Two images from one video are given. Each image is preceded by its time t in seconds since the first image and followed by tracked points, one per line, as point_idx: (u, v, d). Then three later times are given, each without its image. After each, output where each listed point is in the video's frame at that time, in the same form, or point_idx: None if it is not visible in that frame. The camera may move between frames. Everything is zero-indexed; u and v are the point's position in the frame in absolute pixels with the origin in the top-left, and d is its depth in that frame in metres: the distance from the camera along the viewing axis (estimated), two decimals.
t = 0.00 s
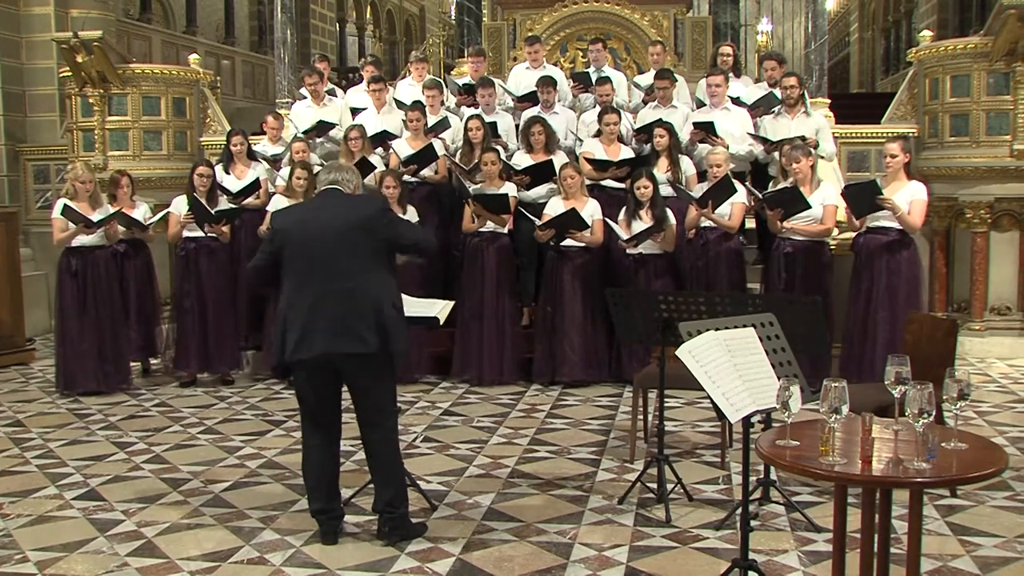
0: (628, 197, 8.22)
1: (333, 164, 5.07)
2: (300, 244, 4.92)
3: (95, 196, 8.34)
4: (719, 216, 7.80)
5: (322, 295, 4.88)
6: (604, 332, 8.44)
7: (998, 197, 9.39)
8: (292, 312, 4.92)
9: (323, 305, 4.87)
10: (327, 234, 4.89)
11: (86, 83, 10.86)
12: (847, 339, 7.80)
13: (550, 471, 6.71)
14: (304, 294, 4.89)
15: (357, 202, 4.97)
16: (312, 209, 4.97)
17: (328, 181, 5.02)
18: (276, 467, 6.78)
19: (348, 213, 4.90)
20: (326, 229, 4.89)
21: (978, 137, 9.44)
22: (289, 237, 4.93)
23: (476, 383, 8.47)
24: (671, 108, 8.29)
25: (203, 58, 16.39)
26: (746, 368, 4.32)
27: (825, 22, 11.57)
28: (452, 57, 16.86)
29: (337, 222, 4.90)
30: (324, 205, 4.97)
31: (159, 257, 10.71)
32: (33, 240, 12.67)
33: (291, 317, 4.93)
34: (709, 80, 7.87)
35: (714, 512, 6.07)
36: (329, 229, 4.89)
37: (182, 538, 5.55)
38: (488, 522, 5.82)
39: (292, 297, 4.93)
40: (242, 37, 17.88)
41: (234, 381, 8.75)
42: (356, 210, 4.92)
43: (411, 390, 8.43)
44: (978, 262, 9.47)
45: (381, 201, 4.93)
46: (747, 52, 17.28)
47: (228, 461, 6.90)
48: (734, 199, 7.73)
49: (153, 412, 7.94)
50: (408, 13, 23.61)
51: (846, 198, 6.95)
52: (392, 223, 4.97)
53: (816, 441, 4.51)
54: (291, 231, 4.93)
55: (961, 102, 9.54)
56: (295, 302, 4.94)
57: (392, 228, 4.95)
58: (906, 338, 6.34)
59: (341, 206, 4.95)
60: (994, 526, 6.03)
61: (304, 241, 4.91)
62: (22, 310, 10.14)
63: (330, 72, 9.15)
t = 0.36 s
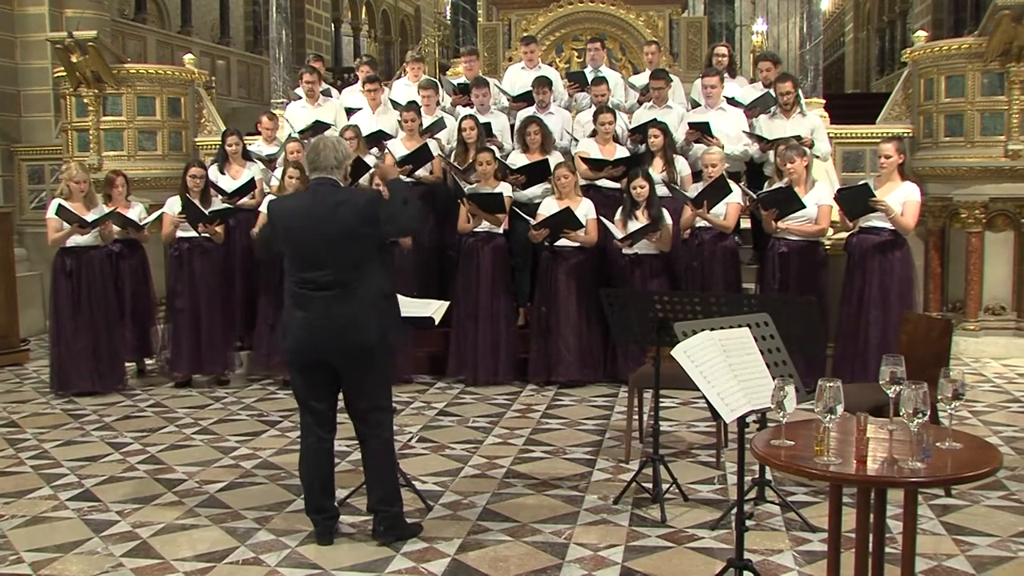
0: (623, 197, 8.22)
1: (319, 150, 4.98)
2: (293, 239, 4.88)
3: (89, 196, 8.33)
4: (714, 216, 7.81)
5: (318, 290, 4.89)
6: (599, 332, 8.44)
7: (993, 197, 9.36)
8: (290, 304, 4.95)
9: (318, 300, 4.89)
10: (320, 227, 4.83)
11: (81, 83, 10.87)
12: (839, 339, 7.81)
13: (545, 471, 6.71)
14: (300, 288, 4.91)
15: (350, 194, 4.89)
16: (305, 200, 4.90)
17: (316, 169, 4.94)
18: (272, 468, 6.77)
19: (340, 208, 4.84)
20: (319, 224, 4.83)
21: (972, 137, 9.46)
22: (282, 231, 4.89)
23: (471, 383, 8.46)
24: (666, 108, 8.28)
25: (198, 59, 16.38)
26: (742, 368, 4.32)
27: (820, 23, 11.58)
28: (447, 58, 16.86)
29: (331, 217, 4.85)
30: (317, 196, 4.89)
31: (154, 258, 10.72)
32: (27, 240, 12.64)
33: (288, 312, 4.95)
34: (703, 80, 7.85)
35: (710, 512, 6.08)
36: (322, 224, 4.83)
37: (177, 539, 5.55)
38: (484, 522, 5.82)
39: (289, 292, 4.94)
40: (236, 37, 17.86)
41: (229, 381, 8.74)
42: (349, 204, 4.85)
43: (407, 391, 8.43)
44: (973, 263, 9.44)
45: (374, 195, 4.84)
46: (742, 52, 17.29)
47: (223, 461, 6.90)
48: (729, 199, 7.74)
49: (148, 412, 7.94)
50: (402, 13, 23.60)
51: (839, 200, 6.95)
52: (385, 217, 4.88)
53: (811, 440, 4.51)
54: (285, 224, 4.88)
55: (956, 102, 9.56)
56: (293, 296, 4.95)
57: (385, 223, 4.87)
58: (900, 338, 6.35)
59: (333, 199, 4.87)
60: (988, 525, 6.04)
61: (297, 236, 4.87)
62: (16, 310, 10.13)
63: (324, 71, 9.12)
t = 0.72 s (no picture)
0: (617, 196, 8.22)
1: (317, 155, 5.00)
2: (287, 236, 4.88)
3: (82, 196, 8.30)
4: (708, 216, 7.81)
5: (312, 287, 4.88)
6: (593, 331, 8.43)
7: (985, 197, 9.40)
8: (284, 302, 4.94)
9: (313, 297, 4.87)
10: (314, 224, 4.83)
11: (73, 83, 10.83)
12: (834, 339, 7.83)
13: (539, 471, 6.72)
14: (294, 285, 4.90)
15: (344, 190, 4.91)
16: (299, 198, 4.92)
17: (314, 170, 4.96)
18: (265, 468, 6.77)
19: (335, 204, 4.85)
20: (313, 220, 4.83)
21: (965, 137, 9.46)
22: (276, 229, 4.89)
23: (465, 384, 8.46)
24: (659, 108, 8.25)
25: (191, 59, 16.38)
26: (735, 369, 4.33)
27: (813, 23, 11.59)
28: (441, 58, 16.85)
29: (326, 214, 4.86)
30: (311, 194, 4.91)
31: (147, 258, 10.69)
32: (19, 240, 12.61)
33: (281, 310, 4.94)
34: (697, 82, 7.83)
35: (703, 512, 6.09)
36: (316, 221, 4.83)
37: (170, 540, 5.53)
38: (477, 522, 5.82)
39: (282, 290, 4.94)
40: (230, 37, 17.83)
41: (223, 381, 8.73)
42: (344, 200, 4.86)
43: (401, 391, 8.42)
44: (966, 263, 9.49)
45: (369, 191, 4.87)
46: (735, 52, 17.30)
47: (217, 462, 6.89)
48: (724, 198, 7.74)
49: (141, 413, 7.92)
50: (396, 13, 23.58)
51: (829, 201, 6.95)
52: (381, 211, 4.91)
53: (805, 440, 4.52)
54: (279, 222, 4.89)
55: (949, 102, 9.57)
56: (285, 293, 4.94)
57: (381, 218, 4.90)
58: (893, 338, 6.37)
59: (328, 197, 4.89)
60: (981, 524, 6.05)
61: (290, 232, 4.86)
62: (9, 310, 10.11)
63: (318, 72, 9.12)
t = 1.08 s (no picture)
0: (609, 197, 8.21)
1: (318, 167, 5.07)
2: (281, 247, 4.88)
3: (73, 196, 8.27)
4: (700, 216, 7.83)
5: (305, 299, 4.86)
6: (585, 332, 8.43)
7: (977, 197, 9.42)
8: (276, 316, 4.91)
9: (306, 309, 4.86)
10: (311, 236, 4.85)
11: (64, 83, 10.75)
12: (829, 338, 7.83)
13: (532, 471, 6.71)
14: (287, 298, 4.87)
15: (339, 204, 4.94)
16: (292, 211, 4.94)
17: (312, 182, 5.00)
18: (257, 469, 6.75)
19: (330, 217, 4.87)
20: (308, 233, 4.86)
21: (957, 137, 9.43)
22: (268, 241, 4.89)
23: (458, 384, 8.44)
24: (651, 108, 8.20)
25: (183, 59, 16.35)
26: (726, 368, 4.32)
27: (805, 22, 11.60)
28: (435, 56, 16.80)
29: (322, 227, 4.87)
30: (304, 207, 4.93)
31: (138, 258, 10.65)
32: (10, 241, 12.58)
33: (273, 321, 4.91)
34: (689, 82, 7.79)
35: (695, 512, 6.08)
36: (313, 233, 4.85)
37: (163, 541, 5.51)
38: (470, 523, 5.81)
39: (273, 301, 4.91)
40: (221, 37, 17.80)
41: (215, 382, 8.70)
42: (339, 214, 4.89)
43: (393, 391, 8.41)
44: (958, 262, 9.47)
45: (363, 208, 4.92)
46: (728, 52, 17.31)
47: (209, 463, 6.87)
48: (717, 198, 7.74)
49: (132, 413, 7.89)
50: (388, 13, 23.53)
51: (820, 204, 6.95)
52: (374, 230, 4.96)
53: (797, 440, 4.52)
54: (272, 234, 4.90)
55: (941, 102, 9.51)
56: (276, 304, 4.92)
57: (375, 235, 4.95)
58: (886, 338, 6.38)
59: (324, 211, 4.91)
60: (972, 524, 6.06)
61: (284, 244, 4.87)
62: None
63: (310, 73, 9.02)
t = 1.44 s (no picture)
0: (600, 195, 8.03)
1: (296, 148, 4.79)
2: (261, 237, 4.67)
3: (49, 194, 8.06)
4: (690, 213, 7.66)
5: (285, 290, 4.70)
6: (575, 331, 8.26)
7: (975, 195, 9.27)
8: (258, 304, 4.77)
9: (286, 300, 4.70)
10: (289, 224, 4.63)
11: (40, 77, 10.52)
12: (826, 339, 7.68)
13: (520, 475, 6.55)
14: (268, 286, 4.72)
15: (321, 191, 4.70)
16: (272, 196, 4.71)
17: (290, 166, 4.74)
18: (240, 473, 6.57)
19: (311, 206, 4.64)
20: (287, 223, 4.63)
21: (953, 133, 9.32)
22: (248, 230, 4.68)
23: (446, 387, 8.28)
24: (642, 104, 8.01)
25: (163, 52, 16.13)
26: (719, 369, 4.17)
27: (799, 17, 11.47)
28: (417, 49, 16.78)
29: (301, 214, 4.65)
30: (285, 194, 4.70)
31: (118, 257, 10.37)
32: None
33: (256, 312, 4.76)
34: (680, 78, 7.63)
35: (687, 516, 5.94)
36: (291, 220, 4.64)
37: (142, 548, 5.33)
38: (457, 528, 5.65)
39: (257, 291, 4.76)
40: (202, 31, 17.60)
41: (197, 384, 8.51)
42: (318, 201, 4.66)
43: (379, 394, 8.24)
44: (955, 261, 9.36)
45: (346, 195, 4.66)
46: (721, 47, 17.17)
47: (190, 467, 6.69)
48: (707, 195, 7.59)
49: (111, 417, 7.70)
50: (374, 8, 23.31)
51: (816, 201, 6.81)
52: (357, 218, 4.70)
53: (790, 443, 4.41)
54: (252, 222, 4.69)
55: (938, 99, 9.42)
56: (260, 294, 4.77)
57: (358, 224, 4.70)
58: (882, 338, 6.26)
59: (305, 196, 4.68)
60: (970, 528, 5.92)
61: (264, 233, 4.66)
62: None
63: (294, 68, 8.78)
